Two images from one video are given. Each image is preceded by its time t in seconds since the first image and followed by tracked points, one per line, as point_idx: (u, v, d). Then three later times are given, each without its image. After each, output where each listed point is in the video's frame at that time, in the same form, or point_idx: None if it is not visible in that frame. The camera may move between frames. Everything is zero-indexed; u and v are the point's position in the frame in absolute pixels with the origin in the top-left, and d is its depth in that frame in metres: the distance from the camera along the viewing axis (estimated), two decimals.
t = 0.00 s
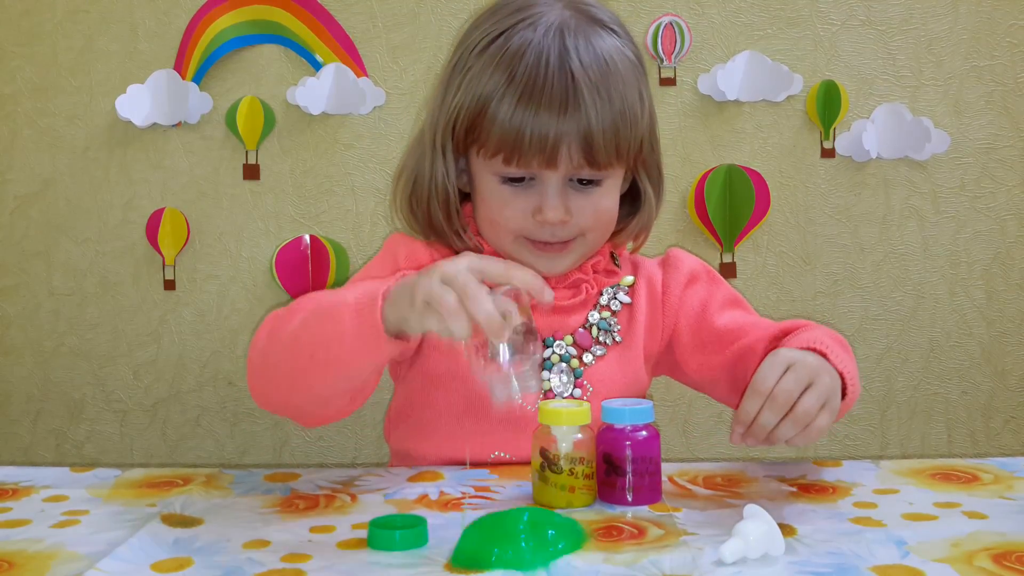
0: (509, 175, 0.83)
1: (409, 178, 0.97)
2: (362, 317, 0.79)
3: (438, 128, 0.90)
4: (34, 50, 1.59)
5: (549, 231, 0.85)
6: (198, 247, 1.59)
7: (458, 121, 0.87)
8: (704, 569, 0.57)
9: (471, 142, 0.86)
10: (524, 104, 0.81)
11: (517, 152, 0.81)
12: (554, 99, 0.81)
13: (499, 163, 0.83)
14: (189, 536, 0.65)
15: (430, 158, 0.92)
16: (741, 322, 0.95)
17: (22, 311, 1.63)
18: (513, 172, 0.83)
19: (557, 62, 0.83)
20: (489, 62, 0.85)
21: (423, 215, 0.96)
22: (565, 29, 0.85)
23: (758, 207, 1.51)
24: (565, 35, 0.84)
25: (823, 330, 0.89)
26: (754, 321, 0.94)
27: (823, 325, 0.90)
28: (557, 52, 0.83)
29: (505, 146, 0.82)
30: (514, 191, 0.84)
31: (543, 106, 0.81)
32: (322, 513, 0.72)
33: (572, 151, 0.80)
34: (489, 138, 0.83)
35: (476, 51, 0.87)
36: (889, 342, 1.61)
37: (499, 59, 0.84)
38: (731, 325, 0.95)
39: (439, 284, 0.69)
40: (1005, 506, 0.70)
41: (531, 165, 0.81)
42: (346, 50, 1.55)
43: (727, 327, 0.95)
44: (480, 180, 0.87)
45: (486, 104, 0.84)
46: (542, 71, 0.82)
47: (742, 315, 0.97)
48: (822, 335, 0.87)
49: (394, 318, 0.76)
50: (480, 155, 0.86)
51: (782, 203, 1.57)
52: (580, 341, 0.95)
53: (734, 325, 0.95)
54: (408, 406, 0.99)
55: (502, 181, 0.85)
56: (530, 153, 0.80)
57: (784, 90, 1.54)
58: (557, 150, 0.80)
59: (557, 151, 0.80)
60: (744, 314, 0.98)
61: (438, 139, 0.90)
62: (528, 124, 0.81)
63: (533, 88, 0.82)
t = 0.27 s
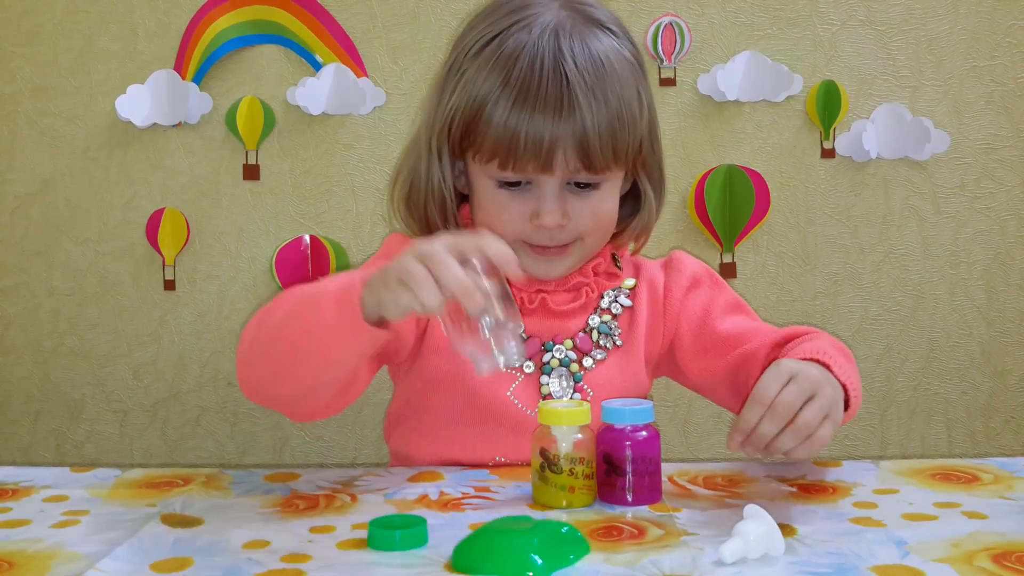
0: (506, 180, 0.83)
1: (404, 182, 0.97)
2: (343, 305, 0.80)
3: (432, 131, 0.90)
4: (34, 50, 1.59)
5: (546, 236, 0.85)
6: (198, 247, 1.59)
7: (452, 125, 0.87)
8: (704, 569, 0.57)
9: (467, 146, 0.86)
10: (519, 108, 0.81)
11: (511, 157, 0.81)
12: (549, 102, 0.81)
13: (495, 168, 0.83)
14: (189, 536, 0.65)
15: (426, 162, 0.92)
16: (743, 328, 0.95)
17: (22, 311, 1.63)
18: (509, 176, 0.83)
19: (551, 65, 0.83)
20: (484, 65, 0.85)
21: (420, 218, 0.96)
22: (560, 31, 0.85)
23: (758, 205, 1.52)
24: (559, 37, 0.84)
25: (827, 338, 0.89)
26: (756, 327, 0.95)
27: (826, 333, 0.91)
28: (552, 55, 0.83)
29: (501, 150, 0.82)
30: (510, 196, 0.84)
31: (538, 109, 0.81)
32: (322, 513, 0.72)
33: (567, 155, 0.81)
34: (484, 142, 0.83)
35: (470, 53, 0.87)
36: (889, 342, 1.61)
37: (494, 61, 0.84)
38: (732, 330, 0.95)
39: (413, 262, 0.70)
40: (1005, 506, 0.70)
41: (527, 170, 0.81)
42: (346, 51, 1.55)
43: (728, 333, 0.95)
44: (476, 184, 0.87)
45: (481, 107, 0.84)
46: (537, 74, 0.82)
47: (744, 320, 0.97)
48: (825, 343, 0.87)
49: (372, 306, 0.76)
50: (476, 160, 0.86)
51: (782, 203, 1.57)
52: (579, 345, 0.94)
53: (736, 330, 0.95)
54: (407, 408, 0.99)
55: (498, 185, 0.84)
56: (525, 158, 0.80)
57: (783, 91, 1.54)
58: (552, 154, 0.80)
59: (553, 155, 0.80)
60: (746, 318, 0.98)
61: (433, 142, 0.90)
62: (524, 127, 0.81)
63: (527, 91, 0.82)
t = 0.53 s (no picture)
0: (493, 178, 0.83)
1: (399, 188, 0.97)
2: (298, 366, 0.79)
3: (420, 135, 0.91)
4: (34, 50, 1.58)
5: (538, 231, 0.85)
6: (198, 247, 1.59)
7: (438, 127, 0.88)
8: (704, 569, 0.57)
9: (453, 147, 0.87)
10: (498, 105, 0.81)
11: (493, 155, 0.81)
12: (526, 96, 0.81)
13: (481, 167, 0.83)
14: (189, 536, 0.65)
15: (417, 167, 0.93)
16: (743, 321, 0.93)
17: (22, 311, 1.63)
18: (495, 174, 0.83)
19: (528, 60, 0.82)
20: (464, 64, 0.85)
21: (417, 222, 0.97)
22: (538, 25, 0.85)
23: (758, 206, 1.51)
24: (536, 32, 0.84)
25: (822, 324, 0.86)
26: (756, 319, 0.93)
27: (824, 318, 0.88)
28: (528, 50, 0.83)
29: (482, 149, 0.82)
30: (499, 193, 0.84)
31: (516, 105, 0.81)
32: (322, 512, 0.72)
33: (549, 148, 0.80)
34: (467, 142, 0.84)
35: (452, 55, 0.88)
36: (889, 342, 1.61)
37: (473, 61, 0.85)
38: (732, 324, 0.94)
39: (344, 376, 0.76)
40: (1005, 506, 0.70)
41: (511, 166, 0.81)
42: (346, 51, 1.55)
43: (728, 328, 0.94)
44: (467, 185, 0.87)
45: (462, 108, 0.84)
46: (514, 70, 0.82)
47: (744, 310, 0.95)
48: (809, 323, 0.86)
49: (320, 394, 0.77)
50: (463, 160, 0.86)
51: (782, 203, 1.57)
52: (580, 346, 0.94)
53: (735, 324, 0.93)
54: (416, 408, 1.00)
55: (487, 184, 0.85)
56: (507, 154, 0.80)
57: (783, 91, 1.55)
58: (533, 149, 0.80)
59: (533, 150, 0.80)
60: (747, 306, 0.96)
61: (422, 147, 0.91)
62: (503, 124, 0.81)
63: (505, 88, 0.82)
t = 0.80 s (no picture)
0: (492, 176, 0.84)
1: (399, 190, 0.97)
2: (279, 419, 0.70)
3: (420, 135, 0.91)
4: (34, 50, 1.58)
5: (540, 229, 0.85)
6: (198, 247, 1.59)
7: (437, 125, 0.88)
8: (704, 570, 0.57)
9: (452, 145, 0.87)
10: (495, 101, 0.82)
11: (491, 151, 0.81)
12: (523, 91, 0.81)
13: (480, 164, 0.84)
14: (189, 536, 0.65)
15: (418, 167, 0.93)
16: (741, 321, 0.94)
17: (22, 311, 1.63)
18: (494, 171, 0.83)
19: (524, 54, 0.83)
20: (461, 62, 0.86)
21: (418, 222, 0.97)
22: (534, 21, 0.85)
23: (758, 204, 1.51)
24: (532, 27, 0.85)
25: (808, 332, 0.86)
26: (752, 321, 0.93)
27: (814, 326, 0.87)
28: (524, 45, 0.83)
29: (481, 146, 0.82)
30: (499, 191, 0.84)
31: (513, 100, 0.81)
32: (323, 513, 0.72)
33: (547, 143, 0.80)
34: (465, 139, 0.84)
35: (449, 53, 0.88)
36: (889, 342, 1.61)
37: (470, 57, 0.85)
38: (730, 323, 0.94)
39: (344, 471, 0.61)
40: (1005, 506, 0.70)
41: (509, 162, 0.81)
42: (346, 51, 1.55)
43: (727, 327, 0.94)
44: (467, 184, 0.87)
45: (460, 105, 0.84)
46: (511, 65, 0.83)
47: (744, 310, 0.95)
48: (804, 339, 0.84)
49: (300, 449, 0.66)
50: (463, 159, 0.86)
51: (782, 203, 1.57)
52: (583, 351, 0.94)
53: (733, 324, 0.94)
54: (418, 410, 0.99)
55: (487, 182, 0.85)
56: (505, 150, 0.81)
57: (783, 91, 1.55)
58: (531, 144, 0.80)
59: (531, 146, 0.80)
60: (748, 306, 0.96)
61: (422, 146, 0.91)
62: (500, 120, 0.81)
63: (501, 82, 0.82)
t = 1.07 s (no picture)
0: (500, 179, 0.84)
1: (402, 189, 0.97)
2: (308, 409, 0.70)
3: (426, 134, 0.91)
4: (34, 50, 1.58)
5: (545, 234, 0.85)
6: (198, 247, 1.59)
7: (444, 125, 0.88)
8: (704, 569, 0.57)
9: (459, 146, 0.87)
10: (505, 105, 0.81)
11: (500, 155, 0.81)
12: (534, 95, 0.81)
13: (487, 167, 0.84)
14: (189, 536, 0.65)
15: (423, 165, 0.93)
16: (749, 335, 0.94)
17: (22, 311, 1.63)
18: (502, 175, 0.83)
19: (535, 57, 0.82)
20: (471, 63, 0.85)
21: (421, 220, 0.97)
22: (546, 23, 0.85)
23: (757, 206, 1.50)
24: (545, 29, 0.84)
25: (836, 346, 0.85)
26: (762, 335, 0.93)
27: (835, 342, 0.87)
28: (536, 48, 0.83)
29: (489, 148, 0.82)
30: (506, 195, 0.84)
31: (523, 104, 0.81)
32: (322, 513, 0.72)
33: (556, 148, 0.80)
34: (473, 141, 0.84)
35: (459, 52, 0.87)
36: (889, 342, 1.61)
37: (480, 58, 0.85)
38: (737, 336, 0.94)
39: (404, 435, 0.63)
40: (1005, 506, 0.70)
41: (518, 167, 0.81)
42: (346, 51, 1.55)
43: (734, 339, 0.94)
44: (473, 186, 0.87)
45: (468, 106, 0.84)
46: (522, 68, 0.82)
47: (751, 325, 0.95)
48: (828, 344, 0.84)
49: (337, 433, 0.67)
50: (470, 160, 0.86)
51: (782, 203, 1.57)
52: (584, 355, 0.93)
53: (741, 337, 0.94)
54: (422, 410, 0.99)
55: (494, 185, 0.85)
56: (514, 155, 0.81)
57: (784, 91, 1.54)
58: (540, 149, 0.80)
59: (540, 151, 0.80)
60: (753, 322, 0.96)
61: (428, 145, 0.91)
62: (510, 124, 0.81)
63: (512, 86, 0.82)
